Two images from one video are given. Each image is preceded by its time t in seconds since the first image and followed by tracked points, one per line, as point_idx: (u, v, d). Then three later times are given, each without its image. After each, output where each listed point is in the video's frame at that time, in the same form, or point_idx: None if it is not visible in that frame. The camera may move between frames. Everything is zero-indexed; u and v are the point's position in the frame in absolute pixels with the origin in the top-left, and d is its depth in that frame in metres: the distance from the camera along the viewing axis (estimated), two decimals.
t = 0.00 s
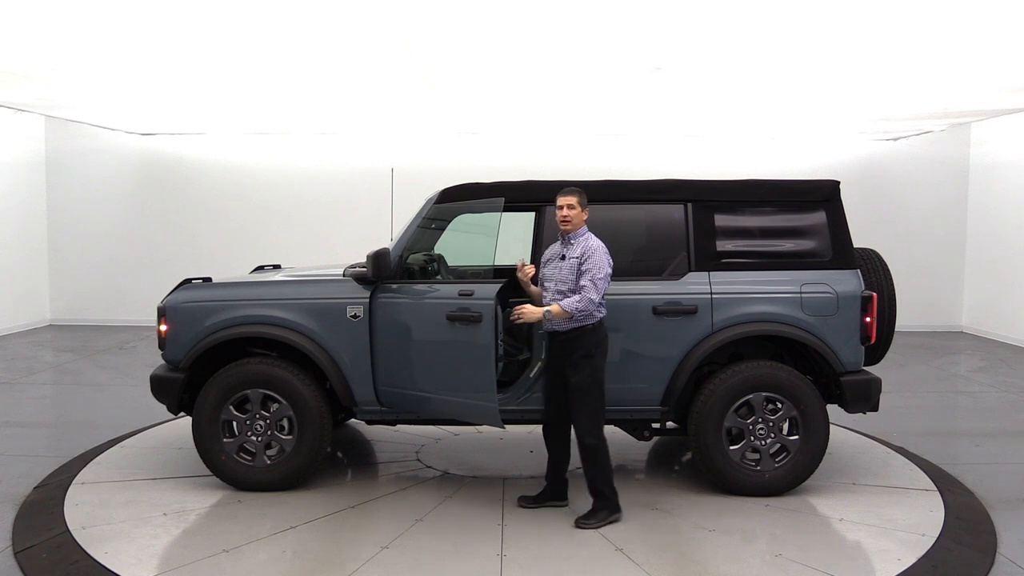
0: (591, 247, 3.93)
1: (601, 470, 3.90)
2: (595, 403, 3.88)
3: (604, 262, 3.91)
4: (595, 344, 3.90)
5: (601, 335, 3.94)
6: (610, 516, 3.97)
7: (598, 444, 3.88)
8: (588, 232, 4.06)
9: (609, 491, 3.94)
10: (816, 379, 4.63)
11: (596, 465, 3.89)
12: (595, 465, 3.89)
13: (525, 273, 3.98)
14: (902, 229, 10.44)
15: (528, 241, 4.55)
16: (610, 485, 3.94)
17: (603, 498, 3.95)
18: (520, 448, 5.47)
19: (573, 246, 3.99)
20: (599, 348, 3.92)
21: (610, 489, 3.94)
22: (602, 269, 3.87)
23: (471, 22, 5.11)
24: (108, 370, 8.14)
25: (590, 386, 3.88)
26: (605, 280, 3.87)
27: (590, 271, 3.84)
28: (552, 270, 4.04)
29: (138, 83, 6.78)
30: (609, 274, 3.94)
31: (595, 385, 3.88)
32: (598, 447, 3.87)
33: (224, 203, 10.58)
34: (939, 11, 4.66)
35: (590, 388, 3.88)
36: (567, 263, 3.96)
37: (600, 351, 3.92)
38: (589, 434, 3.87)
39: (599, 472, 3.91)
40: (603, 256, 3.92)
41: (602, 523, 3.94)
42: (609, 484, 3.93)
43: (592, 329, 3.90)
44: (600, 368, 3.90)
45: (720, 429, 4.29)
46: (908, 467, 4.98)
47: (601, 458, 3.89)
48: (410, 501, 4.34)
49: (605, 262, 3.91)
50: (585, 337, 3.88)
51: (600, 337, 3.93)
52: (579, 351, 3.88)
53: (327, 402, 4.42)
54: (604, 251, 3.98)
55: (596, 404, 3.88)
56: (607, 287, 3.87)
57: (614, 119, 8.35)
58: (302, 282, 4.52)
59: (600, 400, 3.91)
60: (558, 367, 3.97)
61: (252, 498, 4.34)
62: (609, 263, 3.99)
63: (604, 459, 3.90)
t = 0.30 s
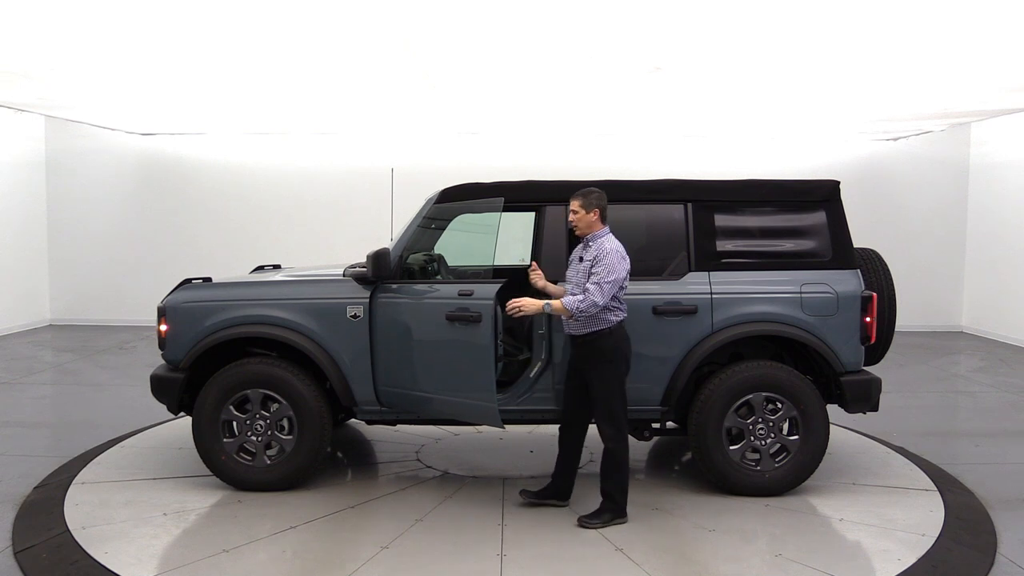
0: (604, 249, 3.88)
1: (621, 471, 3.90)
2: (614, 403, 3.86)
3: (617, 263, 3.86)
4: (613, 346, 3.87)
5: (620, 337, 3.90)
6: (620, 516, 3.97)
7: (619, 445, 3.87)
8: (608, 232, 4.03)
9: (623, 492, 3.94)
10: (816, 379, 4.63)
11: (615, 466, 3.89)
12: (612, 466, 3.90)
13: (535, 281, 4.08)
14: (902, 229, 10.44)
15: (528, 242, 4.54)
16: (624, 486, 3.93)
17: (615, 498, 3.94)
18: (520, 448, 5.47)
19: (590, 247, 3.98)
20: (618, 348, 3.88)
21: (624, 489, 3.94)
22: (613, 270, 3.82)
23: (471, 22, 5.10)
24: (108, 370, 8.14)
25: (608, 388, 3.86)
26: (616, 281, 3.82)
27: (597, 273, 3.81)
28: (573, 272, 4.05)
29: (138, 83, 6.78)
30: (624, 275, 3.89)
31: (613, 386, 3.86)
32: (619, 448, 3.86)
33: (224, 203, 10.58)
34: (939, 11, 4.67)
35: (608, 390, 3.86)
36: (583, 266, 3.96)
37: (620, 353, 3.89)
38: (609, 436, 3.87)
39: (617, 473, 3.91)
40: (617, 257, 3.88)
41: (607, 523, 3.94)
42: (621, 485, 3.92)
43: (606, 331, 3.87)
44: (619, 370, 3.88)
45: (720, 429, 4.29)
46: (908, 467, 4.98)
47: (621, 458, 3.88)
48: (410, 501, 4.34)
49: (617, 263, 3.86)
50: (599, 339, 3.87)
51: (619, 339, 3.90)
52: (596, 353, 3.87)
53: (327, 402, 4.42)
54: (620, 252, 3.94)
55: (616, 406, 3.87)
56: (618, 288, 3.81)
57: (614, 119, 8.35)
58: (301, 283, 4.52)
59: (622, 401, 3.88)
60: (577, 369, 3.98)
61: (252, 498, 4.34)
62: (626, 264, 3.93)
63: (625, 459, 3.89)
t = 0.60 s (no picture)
0: (599, 253, 3.84)
1: (621, 472, 3.89)
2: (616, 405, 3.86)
3: (610, 267, 3.80)
4: (611, 348, 3.86)
5: (618, 340, 3.86)
6: (619, 515, 3.97)
7: (619, 446, 3.86)
8: (616, 232, 3.97)
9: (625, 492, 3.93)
10: (816, 379, 4.63)
11: (614, 466, 3.89)
12: (613, 466, 3.89)
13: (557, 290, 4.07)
14: (902, 229, 10.45)
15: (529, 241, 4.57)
16: (624, 487, 3.92)
17: (615, 499, 3.93)
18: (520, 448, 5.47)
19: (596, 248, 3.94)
20: (619, 351, 3.87)
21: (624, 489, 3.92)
22: (602, 275, 3.76)
23: (472, 23, 5.12)
24: (108, 370, 8.13)
25: (606, 389, 3.85)
26: (606, 286, 3.76)
27: (585, 280, 3.79)
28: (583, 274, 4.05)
29: (138, 83, 6.78)
30: (620, 278, 3.82)
31: (612, 388, 3.85)
32: (619, 448, 3.85)
33: (224, 203, 10.58)
34: (938, 11, 4.68)
35: (607, 392, 3.85)
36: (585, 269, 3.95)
37: (621, 355, 3.87)
38: (609, 437, 3.87)
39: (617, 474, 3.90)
40: (610, 260, 3.81)
41: (606, 523, 3.94)
42: (620, 485, 3.91)
43: (604, 334, 3.87)
44: (619, 371, 3.86)
45: (720, 429, 4.29)
46: (908, 467, 4.98)
47: (620, 459, 3.87)
48: (410, 501, 4.34)
49: (609, 267, 3.79)
50: (597, 342, 3.88)
51: (619, 341, 3.87)
52: (597, 354, 3.88)
53: (327, 402, 4.42)
54: (618, 254, 3.86)
55: (616, 407, 3.85)
56: (608, 294, 3.77)
57: (614, 119, 8.36)
58: (301, 283, 4.52)
59: (622, 403, 3.86)
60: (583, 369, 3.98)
61: (252, 498, 4.34)
62: (625, 266, 3.85)
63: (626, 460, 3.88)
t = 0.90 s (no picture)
0: (590, 254, 3.84)
1: (619, 473, 3.90)
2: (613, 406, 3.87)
3: (598, 269, 3.79)
4: (606, 349, 3.86)
5: (613, 341, 3.86)
6: (619, 515, 3.97)
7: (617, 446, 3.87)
8: (610, 233, 3.97)
9: (623, 493, 3.93)
10: (816, 379, 4.63)
11: (611, 466, 3.89)
12: (610, 467, 3.90)
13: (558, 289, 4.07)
14: (902, 229, 10.45)
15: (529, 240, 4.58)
16: (622, 487, 3.92)
17: (613, 499, 3.94)
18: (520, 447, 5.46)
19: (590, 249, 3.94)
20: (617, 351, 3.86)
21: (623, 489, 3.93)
22: (590, 277, 3.76)
23: (472, 23, 5.13)
24: (108, 370, 8.14)
25: (602, 390, 3.87)
26: (595, 287, 3.76)
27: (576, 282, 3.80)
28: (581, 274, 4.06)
29: (138, 83, 6.78)
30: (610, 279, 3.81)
31: (609, 389, 3.86)
32: (615, 449, 3.86)
33: (224, 203, 10.59)
34: (938, 11, 4.68)
35: (604, 394, 3.86)
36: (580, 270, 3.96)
37: (619, 356, 3.87)
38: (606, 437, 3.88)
39: (614, 474, 3.90)
40: (598, 262, 3.80)
41: (606, 523, 3.94)
42: (618, 486, 3.91)
43: (599, 332, 3.88)
44: (616, 372, 3.86)
45: (720, 429, 4.29)
46: (908, 467, 4.98)
47: (616, 460, 3.88)
48: (410, 501, 4.34)
49: (598, 268, 3.79)
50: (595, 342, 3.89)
51: (616, 342, 3.86)
52: (594, 354, 3.89)
53: (327, 402, 4.42)
54: (609, 254, 3.85)
55: (611, 408, 3.87)
56: (598, 296, 3.77)
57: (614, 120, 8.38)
58: (301, 283, 4.52)
59: (617, 404, 3.87)
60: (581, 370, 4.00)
61: (252, 498, 4.34)
62: (615, 265, 3.83)
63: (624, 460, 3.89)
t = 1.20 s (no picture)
0: (585, 251, 3.85)
1: (614, 471, 3.90)
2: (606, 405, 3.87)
3: (596, 263, 3.81)
4: (598, 348, 3.86)
5: (606, 339, 3.86)
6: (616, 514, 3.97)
7: (612, 444, 3.88)
8: (603, 230, 3.97)
9: (620, 490, 3.93)
10: (816, 379, 4.63)
11: (607, 465, 3.89)
12: (605, 465, 3.90)
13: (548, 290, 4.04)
14: (902, 229, 10.45)
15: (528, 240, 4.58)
16: (619, 485, 3.92)
17: (612, 499, 3.94)
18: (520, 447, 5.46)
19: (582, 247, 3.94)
20: (608, 350, 3.87)
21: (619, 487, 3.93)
22: (590, 271, 3.78)
23: (472, 24, 5.14)
24: (108, 370, 8.14)
25: (594, 390, 3.87)
26: (594, 282, 3.77)
27: (574, 278, 3.80)
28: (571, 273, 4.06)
29: (138, 83, 6.78)
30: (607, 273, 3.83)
31: (601, 389, 3.86)
32: (610, 448, 3.86)
33: (224, 203, 10.59)
34: (938, 12, 4.68)
35: (596, 392, 3.86)
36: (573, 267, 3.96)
37: (610, 354, 3.87)
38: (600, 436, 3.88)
39: (611, 475, 3.90)
40: (596, 257, 3.82)
41: (606, 523, 3.94)
42: (615, 484, 3.91)
43: (594, 331, 3.87)
44: (608, 372, 3.86)
45: (720, 429, 4.29)
46: (908, 467, 4.98)
47: (612, 458, 3.88)
48: (410, 501, 4.34)
49: (596, 263, 3.80)
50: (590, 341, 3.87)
51: (609, 340, 3.87)
52: (585, 354, 3.89)
53: (327, 402, 4.42)
54: (603, 250, 3.87)
55: (604, 407, 3.86)
56: (598, 289, 3.78)
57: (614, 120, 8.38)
58: (301, 283, 4.52)
59: (610, 403, 3.87)
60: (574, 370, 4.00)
61: (252, 498, 4.34)
62: (611, 260, 3.86)
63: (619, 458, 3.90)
